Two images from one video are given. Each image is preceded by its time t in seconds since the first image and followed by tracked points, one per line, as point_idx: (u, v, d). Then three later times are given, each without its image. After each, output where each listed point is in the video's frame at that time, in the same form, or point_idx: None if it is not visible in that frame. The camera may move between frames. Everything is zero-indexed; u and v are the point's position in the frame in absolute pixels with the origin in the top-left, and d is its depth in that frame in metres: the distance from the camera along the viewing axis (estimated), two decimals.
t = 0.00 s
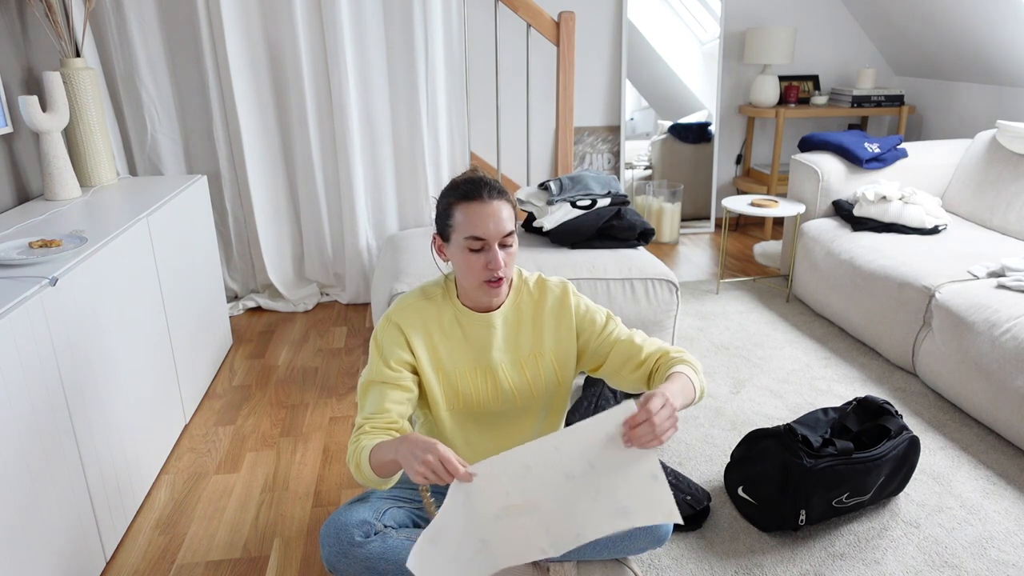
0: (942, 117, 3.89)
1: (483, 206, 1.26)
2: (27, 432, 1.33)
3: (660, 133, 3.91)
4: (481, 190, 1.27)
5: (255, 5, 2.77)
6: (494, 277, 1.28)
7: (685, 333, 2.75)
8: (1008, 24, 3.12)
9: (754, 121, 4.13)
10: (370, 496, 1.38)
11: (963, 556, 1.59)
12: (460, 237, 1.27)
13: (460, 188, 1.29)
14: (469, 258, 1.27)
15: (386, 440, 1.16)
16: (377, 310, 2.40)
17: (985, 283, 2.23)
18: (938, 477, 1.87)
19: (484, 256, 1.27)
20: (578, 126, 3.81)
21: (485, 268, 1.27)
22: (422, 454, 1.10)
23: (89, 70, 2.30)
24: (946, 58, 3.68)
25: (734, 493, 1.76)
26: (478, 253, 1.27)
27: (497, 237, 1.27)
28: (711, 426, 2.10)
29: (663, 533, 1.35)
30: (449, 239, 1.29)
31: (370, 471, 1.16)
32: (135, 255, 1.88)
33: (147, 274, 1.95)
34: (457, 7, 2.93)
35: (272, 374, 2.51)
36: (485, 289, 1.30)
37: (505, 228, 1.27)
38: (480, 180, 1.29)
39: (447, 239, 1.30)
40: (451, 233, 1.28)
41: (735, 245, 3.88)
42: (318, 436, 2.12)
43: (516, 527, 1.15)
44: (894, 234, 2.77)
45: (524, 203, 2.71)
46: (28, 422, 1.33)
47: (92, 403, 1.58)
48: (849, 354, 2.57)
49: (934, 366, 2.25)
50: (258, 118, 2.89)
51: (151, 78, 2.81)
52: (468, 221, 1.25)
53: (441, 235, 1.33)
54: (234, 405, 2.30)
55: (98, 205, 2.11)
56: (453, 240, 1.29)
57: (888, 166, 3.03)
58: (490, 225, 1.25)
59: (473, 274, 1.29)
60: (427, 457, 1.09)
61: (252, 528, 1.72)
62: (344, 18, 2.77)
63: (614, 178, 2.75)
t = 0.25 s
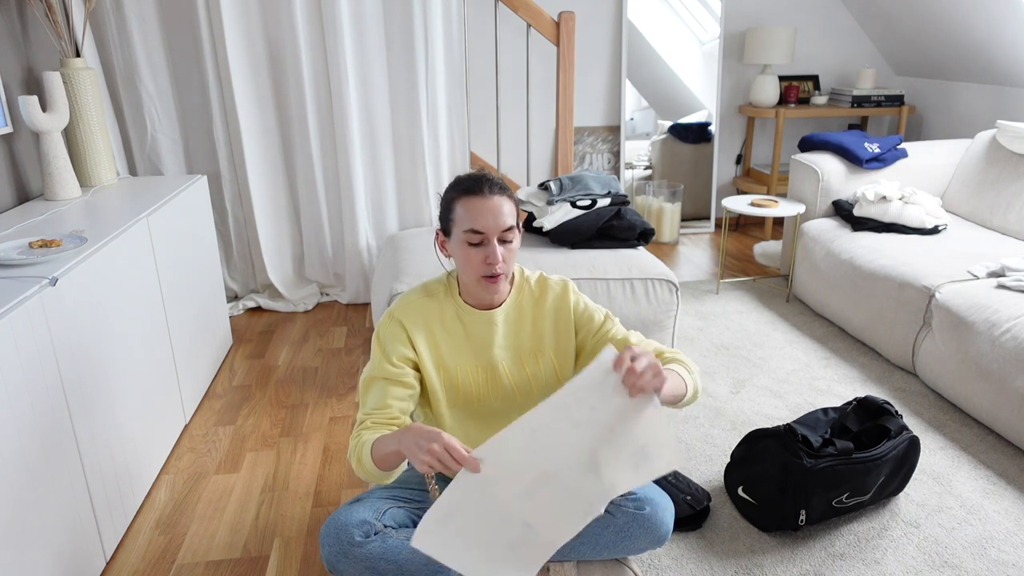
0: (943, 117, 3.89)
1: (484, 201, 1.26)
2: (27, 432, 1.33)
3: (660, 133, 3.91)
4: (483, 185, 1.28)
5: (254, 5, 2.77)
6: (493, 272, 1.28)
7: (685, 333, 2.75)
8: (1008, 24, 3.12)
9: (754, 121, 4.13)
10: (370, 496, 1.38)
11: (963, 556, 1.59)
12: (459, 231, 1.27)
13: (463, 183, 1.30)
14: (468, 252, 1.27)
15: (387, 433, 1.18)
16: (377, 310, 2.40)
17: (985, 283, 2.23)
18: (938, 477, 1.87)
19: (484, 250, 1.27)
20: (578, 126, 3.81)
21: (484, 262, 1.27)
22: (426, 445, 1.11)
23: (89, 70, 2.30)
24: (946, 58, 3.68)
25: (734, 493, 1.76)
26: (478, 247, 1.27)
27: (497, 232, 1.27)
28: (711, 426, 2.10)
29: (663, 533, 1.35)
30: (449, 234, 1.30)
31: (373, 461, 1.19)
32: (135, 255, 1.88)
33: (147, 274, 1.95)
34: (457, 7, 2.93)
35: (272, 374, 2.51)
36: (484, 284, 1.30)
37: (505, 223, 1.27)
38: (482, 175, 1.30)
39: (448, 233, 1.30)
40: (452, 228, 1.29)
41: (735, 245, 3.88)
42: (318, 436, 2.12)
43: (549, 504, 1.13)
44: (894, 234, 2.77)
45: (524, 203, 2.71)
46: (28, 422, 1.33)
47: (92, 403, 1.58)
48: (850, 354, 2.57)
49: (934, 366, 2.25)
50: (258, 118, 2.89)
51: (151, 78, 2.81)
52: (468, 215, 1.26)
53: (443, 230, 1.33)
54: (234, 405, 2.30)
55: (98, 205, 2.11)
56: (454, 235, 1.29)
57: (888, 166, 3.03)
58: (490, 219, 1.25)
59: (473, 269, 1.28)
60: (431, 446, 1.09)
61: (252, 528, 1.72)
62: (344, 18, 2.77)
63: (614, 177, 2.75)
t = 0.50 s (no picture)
0: (942, 117, 3.89)
1: (484, 199, 1.27)
2: (27, 432, 1.33)
3: (660, 133, 3.91)
4: (483, 183, 1.28)
5: (255, 5, 2.77)
6: (491, 269, 1.28)
7: (685, 333, 2.75)
8: (1008, 24, 3.12)
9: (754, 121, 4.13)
10: (370, 496, 1.38)
11: (963, 556, 1.59)
12: (458, 228, 1.28)
13: (463, 182, 1.31)
14: (467, 249, 1.28)
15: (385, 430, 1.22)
16: (377, 310, 2.40)
17: (985, 283, 2.23)
18: (937, 477, 1.87)
19: (482, 247, 1.27)
20: (578, 126, 3.81)
21: (482, 259, 1.28)
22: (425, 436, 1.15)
23: (89, 70, 2.30)
24: (946, 59, 3.68)
25: (734, 493, 1.76)
26: (476, 244, 1.28)
27: (496, 229, 1.27)
28: (711, 426, 2.10)
29: (662, 532, 1.35)
30: (449, 232, 1.31)
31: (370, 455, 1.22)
32: (135, 255, 1.88)
33: (147, 274, 1.95)
34: (457, 7, 2.93)
35: (272, 373, 2.51)
36: (483, 281, 1.30)
37: (504, 220, 1.27)
38: (483, 174, 1.31)
39: (448, 231, 1.31)
40: (452, 225, 1.30)
41: (735, 245, 3.89)
42: (318, 436, 2.12)
43: (553, 477, 1.20)
44: (894, 234, 2.77)
45: (524, 203, 2.71)
46: (28, 422, 1.33)
47: (92, 403, 1.58)
48: (850, 354, 2.57)
49: (934, 366, 2.25)
50: (259, 118, 2.89)
51: (151, 78, 2.81)
52: (468, 213, 1.26)
53: (443, 228, 1.34)
54: (234, 405, 2.30)
55: (98, 204, 2.11)
56: (453, 232, 1.30)
57: (888, 166, 3.03)
58: (489, 216, 1.26)
59: (471, 267, 1.29)
60: (430, 437, 1.13)
61: (252, 528, 1.72)
62: (344, 18, 2.77)
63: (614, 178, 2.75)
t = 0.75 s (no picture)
0: (942, 117, 3.89)
1: (483, 199, 1.28)
2: (27, 432, 1.33)
3: (660, 133, 3.91)
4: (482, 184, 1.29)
5: (255, 5, 2.77)
6: (490, 270, 1.29)
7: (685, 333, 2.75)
8: (1008, 24, 3.12)
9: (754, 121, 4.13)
10: (369, 496, 1.38)
11: (963, 556, 1.59)
12: (457, 229, 1.28)
13: (463, 183, 1.32)
14: (466, 250, 1.29)
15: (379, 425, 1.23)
16: (377, 310, 2.40)
17: (985, 283, 2.23)
18: (937, 477, 1.87)
19: (481, 248, 1.28)
20: (578, 126, 3.82)
21: (481, 261, 1.29)
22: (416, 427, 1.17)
23: (89, 70, 2.30)
24: (946, 59, 3.68)
25: (734, 493, 1.76)
26: (475, 246, 1.29)
27: (495, 230, 1.28)
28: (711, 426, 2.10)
29: (663, 532, 1.35)
30: (449, 233, 1.31)
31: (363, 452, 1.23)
32: (135, 255, 1.88)
33: (147, 274, 1.95)
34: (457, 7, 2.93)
35: (273, 373, 2.51)
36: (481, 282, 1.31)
37: (503, 222, 1.28)
38: (483, 175, 1.31)
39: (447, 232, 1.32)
40: (451, 226, 1.30)
41: (735, 245, 3.89)
42: (318, 436, 2.12)
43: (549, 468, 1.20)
44: (894, 234, 2.77)
45: (525, 203, 2.71)
46: (28, 422, 1.33)
47: (92, 403, 1.58)
48: (849, 354, 2.57)
49: (934, 366, 2.25)
50: (259, 118, 2.89)
51: (151, 78, 2.81)
52: (467, 213, 1.27)
53: (444, 228, 1.35)
54: (234, 405, 2.30)
55: (98, 205, 2.11)
56: (452, 233, 1.30)
57: (888, 166, 3.03)
58: (488, 217, 1.27)
59: (470, 267, 1.29)
60: (420, 431, 1.15)
61: (252, 528, 1.72)
62: (344, 18, 2.77)
63: (614, 177, 2.76)
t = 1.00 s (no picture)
0: (942, 116, 3.89)
1: (489, 203, 1.27)
2: (27, 432, 1.33)
3: (660, 133, 3.91)
4: (488, 187, 1.29)
5: (255, 5, 2.77)
6: (495, 275, 1.29)
7: (685, 333, 2.75)
8: (1008, 24, 3.12)
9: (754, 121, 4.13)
10: (368, 496, 1.38)
11: (963, 556, 1.59)
12: (464, 232, 1.28)
13: (467, 185, 1.31)
14: (472, 253, 1.28)
15: (365, 427, 1.25)
16: (376, 310, 2.40)
17: (985, 283, 2.23)
18: (938, 477, 1.87)
19: (487, 252, 1.28)
20: (578, 126, 3.81)
21: (487, 265, 1.28)
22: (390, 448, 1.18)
23: (89, 70, 2.30)
24: (946, 58, 3.68)
25: (734, 493, 1.75)
26: (481, 249, 1.28)
27: (501, 235, 1.28)
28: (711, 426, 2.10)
29: (662, 532, 1.35)
30: (453, 235, 1.31)
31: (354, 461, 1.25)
32: (135, 255, 1.88)
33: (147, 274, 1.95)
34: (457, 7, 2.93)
35: (272, 373, 2.51)
36: (486, 285, 1.31)
37: (510, 226, 1.28)
38: (488, 177, 1.31)
39: (451, 234, 1.31)
40: (456, 228, 1.30)
41: (735, 245, 3.88)
42: (318, 436, 2.12)
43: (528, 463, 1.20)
44: (894, 234, 2.77)
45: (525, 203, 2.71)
46: (28, 422, 1.33)
47: (92, 403, 1.58)
48: (850, 354, 2.57)
49: (934, 366, 2.25)
50: (258, 118, 2.89)
51: (151, 78, 2.81)
52: (473, 217, 1.27)
53: (445, 229, 1.34)
54: (234, 405, 2.30)
55: (98, 205, 2.11)
56: (457, 236, 1.30)
57: (888, 166, 3.03)
58: (495, 222, 1.27)
59: (474, 270, 1.29)
60: (389, 459, 1.17)
61: (251, 528, 1.72)
62: (344, 18, 2.77)
63: (614, 177, 2.76)
